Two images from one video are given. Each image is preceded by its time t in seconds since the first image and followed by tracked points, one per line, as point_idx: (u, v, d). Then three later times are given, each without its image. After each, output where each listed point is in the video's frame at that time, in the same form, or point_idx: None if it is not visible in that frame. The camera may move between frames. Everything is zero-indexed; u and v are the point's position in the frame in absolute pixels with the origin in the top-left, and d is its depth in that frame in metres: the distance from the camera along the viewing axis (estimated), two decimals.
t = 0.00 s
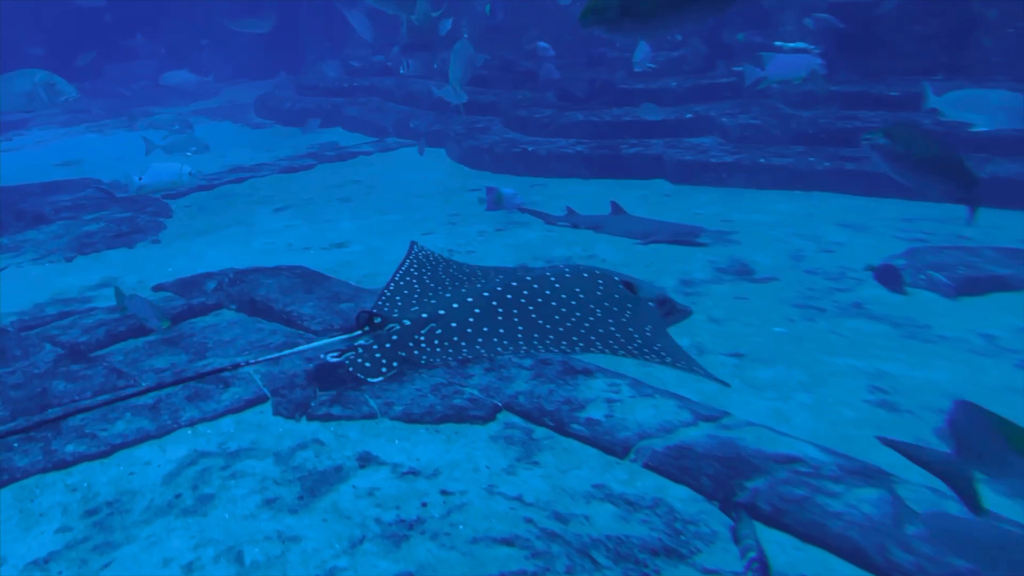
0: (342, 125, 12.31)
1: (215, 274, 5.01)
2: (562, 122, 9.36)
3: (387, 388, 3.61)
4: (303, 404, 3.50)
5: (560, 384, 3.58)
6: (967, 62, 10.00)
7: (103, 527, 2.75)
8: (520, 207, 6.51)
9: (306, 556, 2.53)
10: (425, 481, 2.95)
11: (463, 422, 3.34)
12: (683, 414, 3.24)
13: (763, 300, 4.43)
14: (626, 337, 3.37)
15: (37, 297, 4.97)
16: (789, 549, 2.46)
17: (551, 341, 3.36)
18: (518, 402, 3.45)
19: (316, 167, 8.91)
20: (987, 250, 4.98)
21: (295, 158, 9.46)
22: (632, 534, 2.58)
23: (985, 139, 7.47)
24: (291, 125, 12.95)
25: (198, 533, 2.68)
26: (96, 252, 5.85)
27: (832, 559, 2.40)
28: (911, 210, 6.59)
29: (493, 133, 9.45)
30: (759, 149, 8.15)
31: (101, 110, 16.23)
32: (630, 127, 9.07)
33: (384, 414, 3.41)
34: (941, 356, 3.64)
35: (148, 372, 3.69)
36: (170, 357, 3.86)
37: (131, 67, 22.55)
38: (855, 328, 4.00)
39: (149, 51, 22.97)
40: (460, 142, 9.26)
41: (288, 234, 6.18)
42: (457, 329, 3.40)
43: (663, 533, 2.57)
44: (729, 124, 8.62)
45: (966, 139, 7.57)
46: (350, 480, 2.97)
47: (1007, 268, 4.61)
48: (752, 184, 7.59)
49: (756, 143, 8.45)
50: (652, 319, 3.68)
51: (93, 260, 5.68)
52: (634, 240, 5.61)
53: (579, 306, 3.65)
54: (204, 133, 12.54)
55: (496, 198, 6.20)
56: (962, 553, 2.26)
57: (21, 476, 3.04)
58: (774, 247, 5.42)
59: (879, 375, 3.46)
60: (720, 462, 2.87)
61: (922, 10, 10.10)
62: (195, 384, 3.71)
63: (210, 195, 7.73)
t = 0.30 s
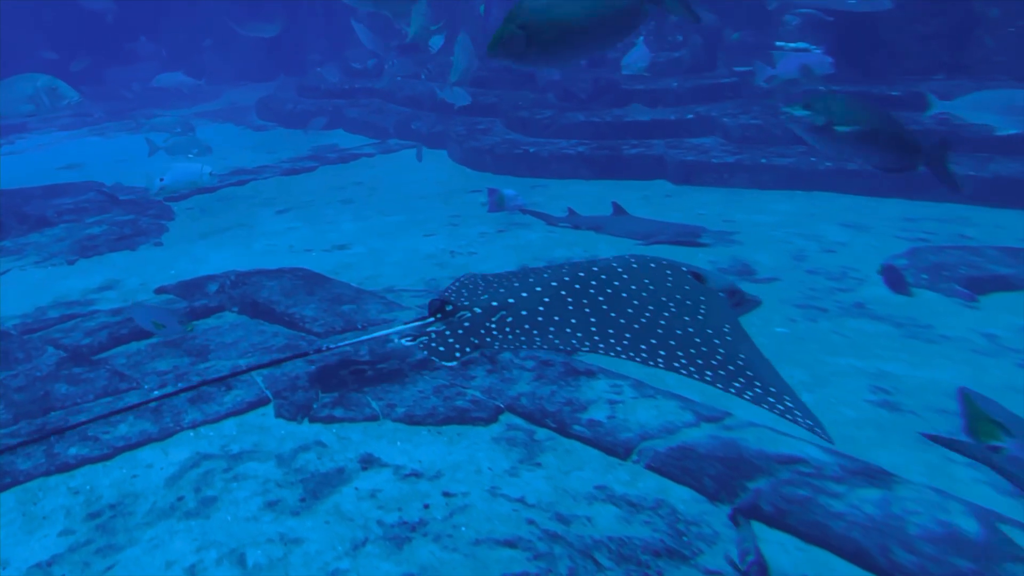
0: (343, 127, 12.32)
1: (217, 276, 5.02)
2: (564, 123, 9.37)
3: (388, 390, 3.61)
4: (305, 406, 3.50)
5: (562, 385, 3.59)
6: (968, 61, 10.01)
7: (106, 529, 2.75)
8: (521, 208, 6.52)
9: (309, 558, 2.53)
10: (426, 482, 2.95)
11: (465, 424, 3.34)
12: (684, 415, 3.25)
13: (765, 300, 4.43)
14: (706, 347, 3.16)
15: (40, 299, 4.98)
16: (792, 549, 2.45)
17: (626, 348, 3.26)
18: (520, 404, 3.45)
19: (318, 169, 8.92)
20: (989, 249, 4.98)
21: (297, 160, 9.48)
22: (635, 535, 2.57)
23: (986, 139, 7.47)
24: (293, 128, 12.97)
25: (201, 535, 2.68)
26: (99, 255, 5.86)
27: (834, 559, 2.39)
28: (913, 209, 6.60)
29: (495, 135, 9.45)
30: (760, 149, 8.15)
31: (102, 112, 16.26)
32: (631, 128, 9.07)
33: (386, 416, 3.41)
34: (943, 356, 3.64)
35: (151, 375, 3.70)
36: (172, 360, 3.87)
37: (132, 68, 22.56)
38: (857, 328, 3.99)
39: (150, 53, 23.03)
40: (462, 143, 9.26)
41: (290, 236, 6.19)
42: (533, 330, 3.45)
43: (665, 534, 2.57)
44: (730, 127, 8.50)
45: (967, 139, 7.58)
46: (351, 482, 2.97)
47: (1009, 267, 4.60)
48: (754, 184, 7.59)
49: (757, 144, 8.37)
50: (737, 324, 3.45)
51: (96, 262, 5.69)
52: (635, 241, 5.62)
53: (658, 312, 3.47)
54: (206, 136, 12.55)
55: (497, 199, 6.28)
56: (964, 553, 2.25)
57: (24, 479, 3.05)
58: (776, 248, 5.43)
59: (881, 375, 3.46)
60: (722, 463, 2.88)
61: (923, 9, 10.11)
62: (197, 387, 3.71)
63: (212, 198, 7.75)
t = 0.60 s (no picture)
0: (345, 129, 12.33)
1: (218, 280, 5.05)
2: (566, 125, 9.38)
3: (390, 393, 3.60)
4: (306, 409, 3.50)
5: (563, 389, 3.58)
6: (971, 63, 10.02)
7: (107, 533, 2.75)
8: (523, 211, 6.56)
9: (311, 561, 2.53)
10: (428, 486, 2.95)
11: (468, 427, 3.34)
12: (687, 420, 3.24)
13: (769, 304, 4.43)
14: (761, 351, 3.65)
15: (40, 303, 4.98)
16: (794, 552, 2.43)
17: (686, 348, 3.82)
18: (522, 407, 3.44)
19: (321, 172, 8.92)
20: (993, 252, 4.98)
21: (300, 163, 9.50)
22: (637, 539, 2.57)
23: (990, 141, 7.49)
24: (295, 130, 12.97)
25: (203, 539, 2.68)
26: (100, 258, 5.86)
27: (836, 563, 2.38)
28: (918, 212, 6.60)
29: (498, 138, 9.46)
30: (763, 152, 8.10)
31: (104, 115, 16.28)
32: (635, 130, 9.07)
33: (387, 419, 3.40)
34: (945, 359, 3.64)
35: (153, 378, 3.76)
36: (174, 363, 3.91)
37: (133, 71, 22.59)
38: (859, 331, 3.99)
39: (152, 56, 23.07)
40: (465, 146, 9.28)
41: (293, 239, 6.19)
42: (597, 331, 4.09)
43: (667, 538, 2.56)
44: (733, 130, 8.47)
45: (970, 141, 7.61)
46: (353, 485, 2.97)
47: (1013, 269, 4.60)
48: (756, 187, 7.59)
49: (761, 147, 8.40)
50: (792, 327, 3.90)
51: (97, 266, 5.70)
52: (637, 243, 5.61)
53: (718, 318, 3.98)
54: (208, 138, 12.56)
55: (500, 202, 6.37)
56: (965, 557, 2.25)
57: (26, 482, 3.04)
58: (779, 251, 5.42)
59: (883, 379, 3.46)
60: (725, 466, 2.87)
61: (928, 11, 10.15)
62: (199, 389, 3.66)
63: (214, 201, 7.75)
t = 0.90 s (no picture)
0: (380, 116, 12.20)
1: (252, 268, 5.01)
2: (615, 119, 9.13)
3: (424, 391, 3.48)
4: (339, 404, 3.39)
5: (603, 396, 3.36)
6: None
7: (135, 519, 2.68)
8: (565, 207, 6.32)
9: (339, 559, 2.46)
10: (461, 489, 2.84)
11: (502, 430, 3.21)
12: (733, 434, 3.04)
13: (825, 315, 4.17)
14: (786, 361, 3.62)
15: (73, 283, 4.93)
16: None
17: (712, 352, 3.76)
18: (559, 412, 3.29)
19: (357, 161, 8.83)
20: None
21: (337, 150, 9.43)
22: (677, 555, 2.43)
23: None
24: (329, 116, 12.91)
25: (231, 529, 2.62)
26: (134, 241, 5.80)
27: None
28: (985, 223, 6.27)
29: (540, 129, 9.24)
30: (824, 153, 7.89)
31: (139, 92, 16.37)
32: (683, 126, 8.78)
33: (420, 419, 3.28)
34: (1018, 384, 3.39)
35: (183, 365, 3.71)
36: (205, 351, 3.85)
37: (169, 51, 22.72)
38: (922, 349, 3.75)
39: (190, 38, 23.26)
40: (505, 138, 9.09)
41: (328, 229, 6.10)
42: (622, 325, 4.06)
43: (709, 555, 2.42)
44: (793, 126, 8.45)
45: None
46: (383, 484, 2.87)
47: None
48: (816, 191, 7.33)
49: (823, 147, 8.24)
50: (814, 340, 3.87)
51: (134, 247, 5.67)
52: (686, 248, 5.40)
53: (743, 331, 3.97)
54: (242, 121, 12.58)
55: (543, 197, 6.50)
56: None
57: (56, 465, 2.98)
58: (837, 259, 5.13)
59: (948, 402, 3.23)
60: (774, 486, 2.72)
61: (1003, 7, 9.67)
62: (230, 378, 3.57)
63: (249, 186, 7.68)
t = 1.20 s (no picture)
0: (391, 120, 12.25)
1: (265, 270, 5.03)
2: (629, 125, 9.14)
3: (436, 395, 3.49)
4: (351, 407, 3.40)
5: (616, 401, 3.36)
6: None
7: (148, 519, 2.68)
8: (578, 212, 6.31)
9: (350, 562, 2.45)
10: (472, 493, 2.83)
11: (514, 435, 3.21)
12: (746, 441, 3.03)
13: (839, 323, 4.15)
14: (801, 369, 3.61)
15: (87, 283, 4.96)
16: None
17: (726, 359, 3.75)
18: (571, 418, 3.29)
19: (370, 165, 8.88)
20: None
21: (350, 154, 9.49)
22: (689, 564, 2.40)
23: None
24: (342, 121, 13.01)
25: (243, 531, 2.62)
26: (149, 241, 5.84)
27: None
28: (1002, 233, 6.23)
29: (553, 134, 9.27)
30: (838, 160, 7.90)
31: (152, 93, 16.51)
32: (697, 133, 8.79)
33: (432, 422, 3.29)
34: None
35: (197, 366, 3.73)
36: (218, 352, 3.88)
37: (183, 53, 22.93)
38: (938, 359, 3.72)
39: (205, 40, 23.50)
40: (518, 143, 9.13)
41: (341, 232, 6.13)
42: (636, 330, 4.06)
43: (722, 565, 2.39)
44: (808, 133, 8.52)
45: None
46: (395, 487, 2.87)
47: None
48: (830, 199, 7.32)
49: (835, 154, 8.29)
50: (831, 348, 3.84)
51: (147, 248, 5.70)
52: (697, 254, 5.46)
53: (756, 339, 3.95)
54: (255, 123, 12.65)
55: (554, 201, 6.00)
56: None
57: (69, 464, 3.00)
58: (852, 267, 5.11)
59: (964, 413, 3.20)
60: (788, 495, 2.69)
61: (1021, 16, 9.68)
62: (243, 380, 3.59)
63: (263, 189, 7.73)
